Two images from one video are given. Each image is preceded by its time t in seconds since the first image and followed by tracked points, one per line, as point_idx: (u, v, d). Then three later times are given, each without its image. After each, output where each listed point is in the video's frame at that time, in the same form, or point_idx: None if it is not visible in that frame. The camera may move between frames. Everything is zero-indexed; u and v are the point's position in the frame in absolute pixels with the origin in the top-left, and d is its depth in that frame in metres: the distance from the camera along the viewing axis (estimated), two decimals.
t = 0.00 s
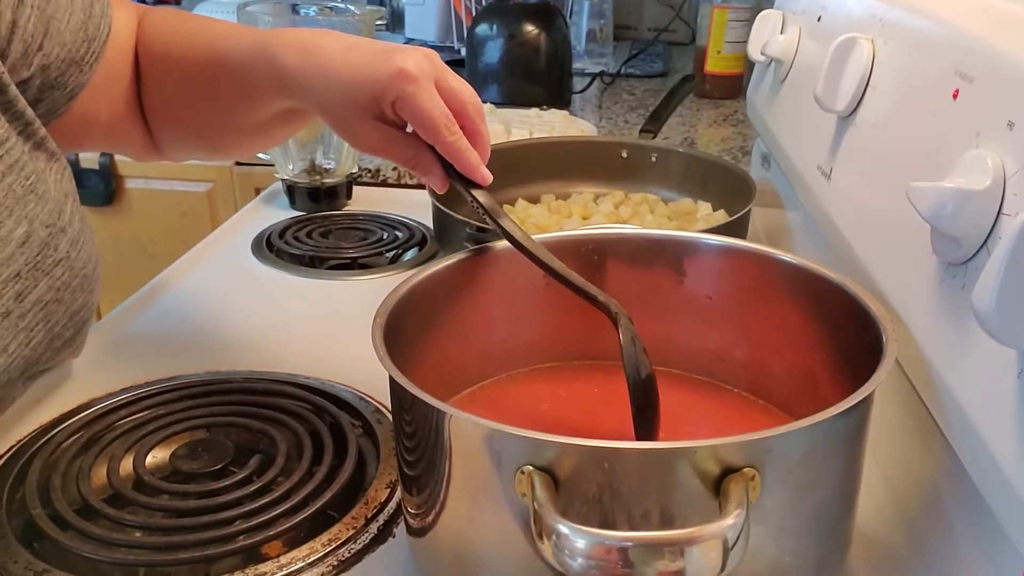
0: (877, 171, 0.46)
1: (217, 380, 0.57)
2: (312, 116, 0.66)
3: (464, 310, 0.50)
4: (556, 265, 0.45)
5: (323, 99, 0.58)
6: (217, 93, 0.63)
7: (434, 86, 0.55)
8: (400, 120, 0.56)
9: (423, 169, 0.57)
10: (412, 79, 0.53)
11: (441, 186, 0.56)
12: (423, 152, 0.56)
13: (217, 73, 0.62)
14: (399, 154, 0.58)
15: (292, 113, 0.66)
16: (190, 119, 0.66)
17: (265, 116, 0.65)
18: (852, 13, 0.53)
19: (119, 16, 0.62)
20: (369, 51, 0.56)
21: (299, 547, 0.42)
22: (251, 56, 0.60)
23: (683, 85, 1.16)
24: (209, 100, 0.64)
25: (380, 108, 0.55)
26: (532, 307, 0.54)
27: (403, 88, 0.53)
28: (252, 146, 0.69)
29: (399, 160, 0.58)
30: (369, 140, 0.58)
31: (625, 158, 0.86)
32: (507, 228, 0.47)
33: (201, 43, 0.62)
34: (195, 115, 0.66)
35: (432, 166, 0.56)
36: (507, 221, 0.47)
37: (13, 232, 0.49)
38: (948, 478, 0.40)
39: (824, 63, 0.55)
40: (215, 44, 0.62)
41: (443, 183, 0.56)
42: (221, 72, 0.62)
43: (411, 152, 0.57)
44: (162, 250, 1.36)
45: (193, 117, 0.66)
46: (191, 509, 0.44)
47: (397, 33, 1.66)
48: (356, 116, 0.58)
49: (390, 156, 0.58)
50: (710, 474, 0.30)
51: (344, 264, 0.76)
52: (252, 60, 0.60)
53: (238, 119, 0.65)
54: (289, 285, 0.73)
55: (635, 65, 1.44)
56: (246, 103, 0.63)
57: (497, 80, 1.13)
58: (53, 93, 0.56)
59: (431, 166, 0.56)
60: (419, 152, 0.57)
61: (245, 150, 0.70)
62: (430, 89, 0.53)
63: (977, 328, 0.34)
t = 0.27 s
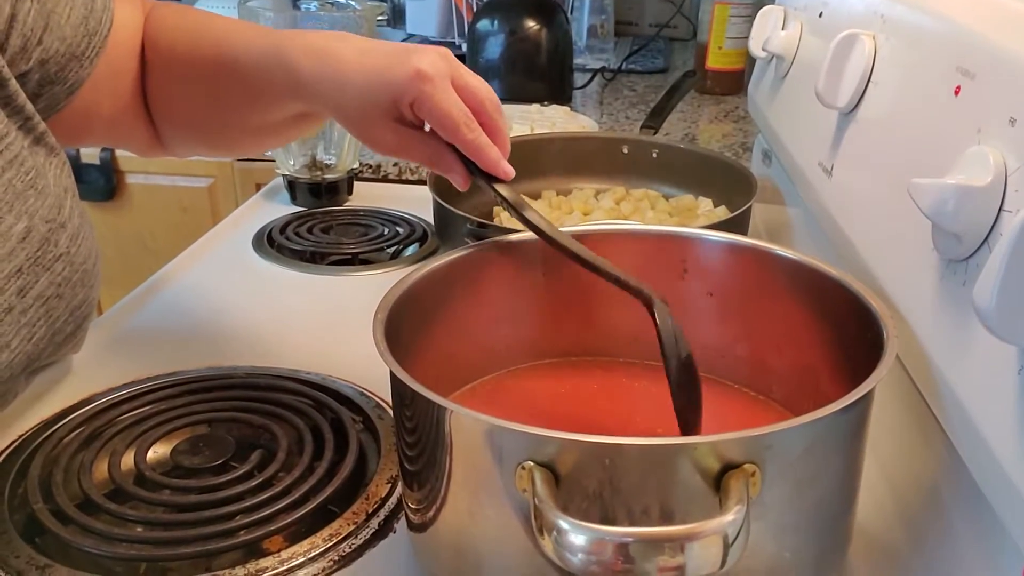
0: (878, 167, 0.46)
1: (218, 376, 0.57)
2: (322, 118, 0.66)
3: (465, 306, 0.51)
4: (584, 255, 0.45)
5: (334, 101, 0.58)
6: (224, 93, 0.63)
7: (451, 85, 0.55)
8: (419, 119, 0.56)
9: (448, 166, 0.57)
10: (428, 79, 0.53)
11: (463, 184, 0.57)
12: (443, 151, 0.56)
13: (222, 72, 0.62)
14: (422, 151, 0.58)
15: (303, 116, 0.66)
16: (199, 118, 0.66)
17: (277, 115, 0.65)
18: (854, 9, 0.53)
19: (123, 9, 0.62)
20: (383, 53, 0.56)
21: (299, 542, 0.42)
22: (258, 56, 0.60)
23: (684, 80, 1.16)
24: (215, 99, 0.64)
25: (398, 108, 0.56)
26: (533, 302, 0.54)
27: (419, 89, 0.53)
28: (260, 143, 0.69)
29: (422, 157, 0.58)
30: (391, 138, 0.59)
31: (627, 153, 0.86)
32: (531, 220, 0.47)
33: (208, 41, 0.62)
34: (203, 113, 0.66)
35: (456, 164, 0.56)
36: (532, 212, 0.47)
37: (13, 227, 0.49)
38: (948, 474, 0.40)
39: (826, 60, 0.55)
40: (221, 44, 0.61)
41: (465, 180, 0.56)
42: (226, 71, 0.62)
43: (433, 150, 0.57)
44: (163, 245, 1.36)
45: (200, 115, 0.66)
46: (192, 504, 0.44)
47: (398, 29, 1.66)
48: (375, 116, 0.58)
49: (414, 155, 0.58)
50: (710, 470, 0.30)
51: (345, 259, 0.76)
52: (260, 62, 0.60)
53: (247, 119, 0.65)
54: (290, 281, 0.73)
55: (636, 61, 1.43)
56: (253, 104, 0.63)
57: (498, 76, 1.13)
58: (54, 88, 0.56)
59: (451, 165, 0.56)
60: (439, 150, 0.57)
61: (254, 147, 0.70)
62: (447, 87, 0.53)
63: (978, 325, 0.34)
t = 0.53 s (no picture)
0: (879, 165, 0.46)
1: (219, 374, 0.57)
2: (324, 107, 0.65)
3: (466, 305, 0.51)
4: (586, 245, 0.44)
5: (332, 87, 0.58)
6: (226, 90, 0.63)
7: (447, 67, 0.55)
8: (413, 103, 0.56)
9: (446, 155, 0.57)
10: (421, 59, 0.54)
11: (461, 169, 0.56)
12: (440, 135, 0.56)
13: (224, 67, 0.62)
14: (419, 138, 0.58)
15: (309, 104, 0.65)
16: (201, 118, 0.66)
17: (278, 107, 0.64)
18: (856, 8, 0.53)
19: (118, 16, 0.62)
20: (377, 34, 0.55)
21: (300, 540, 0.42)
22: (255, 47, 0.60)
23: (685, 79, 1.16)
24: (219, 97, 0.64)
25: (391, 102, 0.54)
26: (534, 301, 0.54)
27: (415, 68, 0.53)
28: (263, 138, 0.68)
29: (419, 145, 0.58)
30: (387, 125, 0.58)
31: (628, 152, 0.86)
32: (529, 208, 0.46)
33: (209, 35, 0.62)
34: (204, 111, 0.65)
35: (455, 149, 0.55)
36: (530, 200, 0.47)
37: (11, 225, 0.50)
38: (949, 473, 0.40)
39: (827, 58, 0.55)
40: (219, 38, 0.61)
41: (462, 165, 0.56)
42: (226, 66, 0.61)
43: (430, 137, 0.57)
44: (164, 244, 1.36)
45: (202, 113, 0.65)
46: (193, 502, 0.44)
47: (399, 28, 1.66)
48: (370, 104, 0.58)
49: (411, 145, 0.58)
50: (711, 469, 0.30)
51: (346, 258, 0.76)
52: (258, 52, 0.60)
53: (250, 112, 0.65)
54: (291, 279, 0.73)
55: (637, 60, 1.43)
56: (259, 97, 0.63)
57: (499, 74, 1.13)
58: (49, 88, 0.59)
59: (448, 149, 0.56)
60: (437, 135, 0.57)
61: (257, 142, 0.69)
62: (440, 66, 0.53)
63: (979, 324, 0.34)
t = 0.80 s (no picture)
0: (881, 165, 0.46)
1: (221, 373, 0.57)
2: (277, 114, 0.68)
3: (468, 304, 0.51)
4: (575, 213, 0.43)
5: (275, 80, 0.61)
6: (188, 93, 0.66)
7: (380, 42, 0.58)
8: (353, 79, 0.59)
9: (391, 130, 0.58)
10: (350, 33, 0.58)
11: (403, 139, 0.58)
12: (379, 106, 0.59)
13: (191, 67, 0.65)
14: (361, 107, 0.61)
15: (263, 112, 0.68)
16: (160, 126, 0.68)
17: (229, 112, 0.67)
18: (857, 8, 0.53)
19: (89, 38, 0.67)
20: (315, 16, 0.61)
21: (302, 539, 0.42)
22: (211, 50, 0.64)
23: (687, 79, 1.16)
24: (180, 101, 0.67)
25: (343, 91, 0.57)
26: (535, 301, 0.54)
27: (346, 39, 0.57)
28: (219, 146, 0.71)
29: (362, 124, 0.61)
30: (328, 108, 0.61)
31: (629, 152, 0.86)
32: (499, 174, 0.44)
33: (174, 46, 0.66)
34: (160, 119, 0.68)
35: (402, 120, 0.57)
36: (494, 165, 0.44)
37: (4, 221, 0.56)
38: (950, 473, 0.40)
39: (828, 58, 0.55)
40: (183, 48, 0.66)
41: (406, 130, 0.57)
42: (189, 70, 0.65)
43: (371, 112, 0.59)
44: (167, 244, 1.36)
45: (161, 120, 0.68)
46: (195, 500, 0.44)
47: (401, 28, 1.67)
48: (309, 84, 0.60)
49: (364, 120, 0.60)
50: (712, 468, 0.30)
51: (348, 257, 0.76)
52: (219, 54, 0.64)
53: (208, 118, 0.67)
54: (293, 279, 0.73)
55: (639, 60, 1.43)
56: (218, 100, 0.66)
57: (501, 75, 1.13)
58: (35, 97, 0.63)
59: (390, 117, 0.58)
60: (376, 107, 0.59)
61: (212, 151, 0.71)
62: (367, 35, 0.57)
63: (980, 324, 0.34)
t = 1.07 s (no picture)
0: (884, 165, 0.46)
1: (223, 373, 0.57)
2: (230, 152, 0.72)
3: (470, 304, 0.51)
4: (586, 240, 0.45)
5: (234, 113, 0.65)
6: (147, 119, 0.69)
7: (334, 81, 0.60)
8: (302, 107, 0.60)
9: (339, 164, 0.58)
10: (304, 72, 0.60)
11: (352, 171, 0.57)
12: (328, 137, 0.59)
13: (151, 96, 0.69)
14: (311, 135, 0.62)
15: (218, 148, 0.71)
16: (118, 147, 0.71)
17: (182, 145, 0.71)
18: (860, 9, 0.53)
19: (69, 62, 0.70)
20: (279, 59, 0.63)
21: (304, 539, 0.42)
22: (174, 80, 0.68)
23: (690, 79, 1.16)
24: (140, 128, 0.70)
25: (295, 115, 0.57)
26: (537, 301, 0.54)
27: (302, 75, 0.59)
28: (173, 174, 0.74)
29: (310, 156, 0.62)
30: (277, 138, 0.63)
31: (631, 153, 0.86)
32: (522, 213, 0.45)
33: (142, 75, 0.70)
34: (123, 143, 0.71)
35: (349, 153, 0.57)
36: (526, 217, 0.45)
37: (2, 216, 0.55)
38: (953, 474, 0.40)
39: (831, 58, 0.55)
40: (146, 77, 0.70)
41: (352, 162, 0.56)
42: (150, 102, 0.68)
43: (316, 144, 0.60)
44: (169, 245, 1.36)
45: (117, 143, 0.71)
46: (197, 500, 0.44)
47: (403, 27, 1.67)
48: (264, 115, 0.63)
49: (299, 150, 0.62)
50: (714, 468, 0.30)
51: (350, 258, 0.76)
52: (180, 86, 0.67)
53: (162, 147, 0.71)
54: (295, 279, 0.73)
55: (641, 60, 1.43)
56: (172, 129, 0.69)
57: (503, 75, 1.13)
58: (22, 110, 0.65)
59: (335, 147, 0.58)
60: (325, 140, 0.60)
61: (167, 178, 0.74)
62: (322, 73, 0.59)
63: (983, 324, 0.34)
